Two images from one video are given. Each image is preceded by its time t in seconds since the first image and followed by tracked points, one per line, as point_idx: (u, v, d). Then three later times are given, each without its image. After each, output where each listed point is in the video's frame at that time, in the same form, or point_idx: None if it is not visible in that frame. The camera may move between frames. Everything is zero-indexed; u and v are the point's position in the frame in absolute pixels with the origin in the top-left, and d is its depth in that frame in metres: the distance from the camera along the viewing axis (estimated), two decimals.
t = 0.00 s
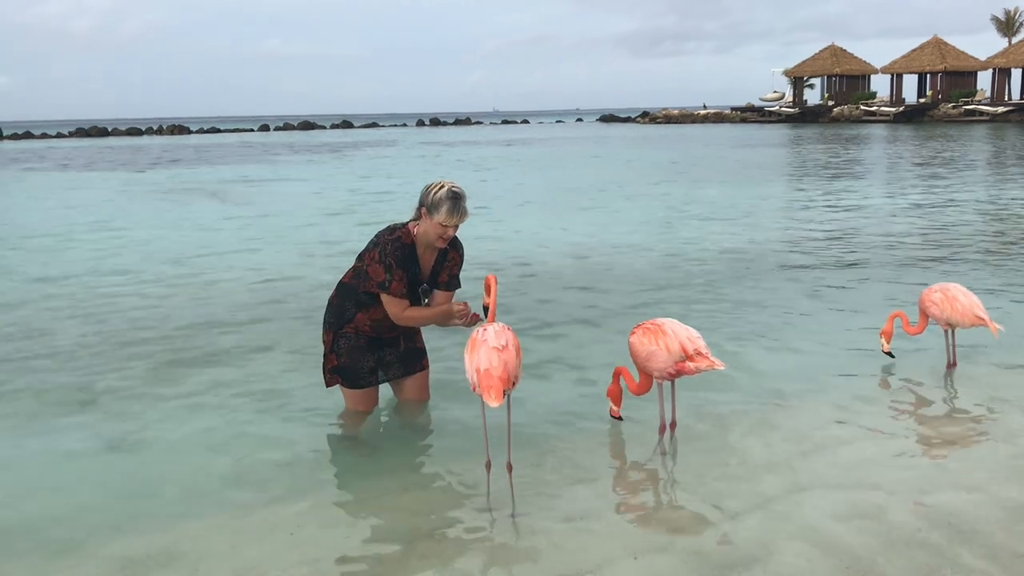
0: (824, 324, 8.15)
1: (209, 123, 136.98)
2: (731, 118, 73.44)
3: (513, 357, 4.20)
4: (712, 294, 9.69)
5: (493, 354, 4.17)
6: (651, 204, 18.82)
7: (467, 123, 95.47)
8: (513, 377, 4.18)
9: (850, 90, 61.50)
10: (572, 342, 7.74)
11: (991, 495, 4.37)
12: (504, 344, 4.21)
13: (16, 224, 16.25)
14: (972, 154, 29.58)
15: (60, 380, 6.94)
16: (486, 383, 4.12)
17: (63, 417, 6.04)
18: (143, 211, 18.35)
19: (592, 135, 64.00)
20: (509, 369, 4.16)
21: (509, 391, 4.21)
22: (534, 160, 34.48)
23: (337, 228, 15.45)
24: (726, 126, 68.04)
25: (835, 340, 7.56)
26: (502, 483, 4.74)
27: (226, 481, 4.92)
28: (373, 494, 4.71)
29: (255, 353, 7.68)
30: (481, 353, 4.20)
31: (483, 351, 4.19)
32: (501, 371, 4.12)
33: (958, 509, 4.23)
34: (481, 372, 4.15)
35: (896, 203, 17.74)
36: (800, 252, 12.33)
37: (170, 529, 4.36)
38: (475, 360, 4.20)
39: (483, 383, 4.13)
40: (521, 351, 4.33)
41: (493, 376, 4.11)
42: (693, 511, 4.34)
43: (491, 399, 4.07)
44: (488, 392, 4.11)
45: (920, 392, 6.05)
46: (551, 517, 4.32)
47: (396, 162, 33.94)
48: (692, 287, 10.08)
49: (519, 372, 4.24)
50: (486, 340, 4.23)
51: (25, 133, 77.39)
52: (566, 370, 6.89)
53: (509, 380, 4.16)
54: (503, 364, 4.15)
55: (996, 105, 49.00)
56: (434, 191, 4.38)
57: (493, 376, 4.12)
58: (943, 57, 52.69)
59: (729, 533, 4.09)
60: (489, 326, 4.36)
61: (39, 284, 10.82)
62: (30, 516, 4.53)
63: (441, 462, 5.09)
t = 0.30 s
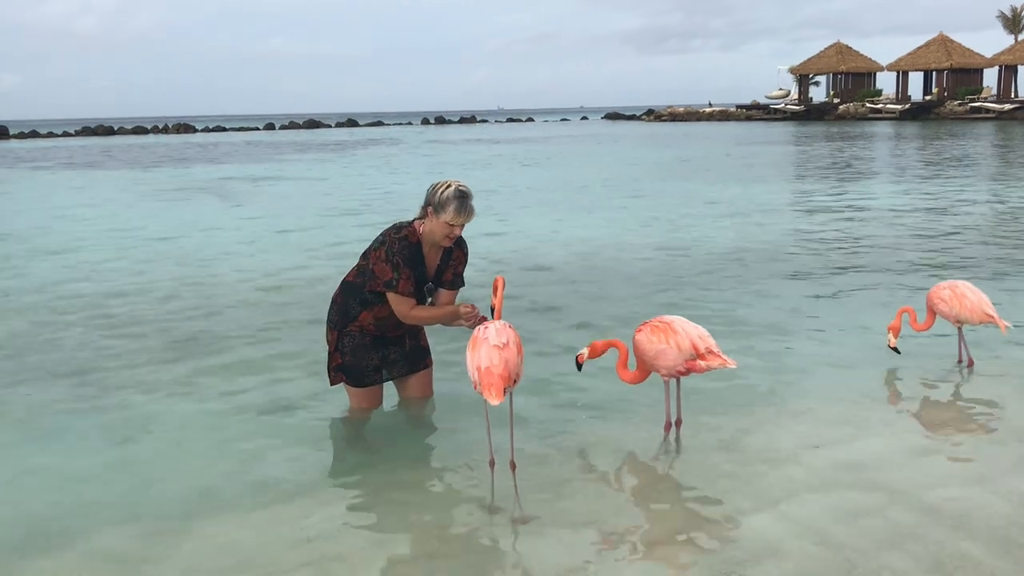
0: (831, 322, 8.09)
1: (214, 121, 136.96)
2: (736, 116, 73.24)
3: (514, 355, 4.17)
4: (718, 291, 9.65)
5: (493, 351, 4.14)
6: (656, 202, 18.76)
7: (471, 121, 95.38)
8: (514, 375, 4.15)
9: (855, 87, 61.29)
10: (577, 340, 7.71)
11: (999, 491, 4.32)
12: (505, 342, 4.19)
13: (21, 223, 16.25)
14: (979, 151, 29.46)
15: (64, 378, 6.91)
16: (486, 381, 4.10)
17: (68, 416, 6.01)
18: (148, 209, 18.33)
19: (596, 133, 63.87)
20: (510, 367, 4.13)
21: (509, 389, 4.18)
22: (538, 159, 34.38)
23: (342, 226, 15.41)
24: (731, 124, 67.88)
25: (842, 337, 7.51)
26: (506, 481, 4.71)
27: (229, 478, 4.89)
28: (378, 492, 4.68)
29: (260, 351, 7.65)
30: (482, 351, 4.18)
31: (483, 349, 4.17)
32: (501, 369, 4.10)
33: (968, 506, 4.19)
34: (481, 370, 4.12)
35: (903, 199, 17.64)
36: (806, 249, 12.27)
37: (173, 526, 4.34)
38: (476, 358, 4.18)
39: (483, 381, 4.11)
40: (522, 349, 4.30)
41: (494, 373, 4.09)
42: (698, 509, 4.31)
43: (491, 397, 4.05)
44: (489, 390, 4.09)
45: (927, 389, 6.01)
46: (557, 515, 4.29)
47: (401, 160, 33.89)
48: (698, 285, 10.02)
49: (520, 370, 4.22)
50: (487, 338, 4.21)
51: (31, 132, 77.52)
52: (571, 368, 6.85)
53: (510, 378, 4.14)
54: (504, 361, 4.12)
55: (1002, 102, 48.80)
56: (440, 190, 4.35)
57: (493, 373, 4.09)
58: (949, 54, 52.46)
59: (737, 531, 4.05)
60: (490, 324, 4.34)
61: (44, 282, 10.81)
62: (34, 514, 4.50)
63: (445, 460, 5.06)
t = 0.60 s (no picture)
0: (836, 320, 8.08)
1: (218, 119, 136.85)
2: (740, 114, 73.12)
3: (514, 354, 4.17)
4: (723, 289, 9.64)
5: (494, 350, 4.14)
6: (660, 199, 18.74)
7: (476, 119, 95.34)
8: (514, 373, 4.14)
9: (860, 84, 61.15)
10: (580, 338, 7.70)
11: (1003, 490, 4.31)
12: (506, 341, 4.19)
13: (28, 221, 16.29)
14: (984, 149, 29.41)
15: (70, 376, 6.92)
16: (485, 379, 4.09)
17: (73, 413, 6.02)
18: (154, 207, 18.36)
19: (601, 130, 63.85)
20: (509, 365, 4.12)
21: (509, 386, 4.18)
22: (542, 157, 34.37)
23: (347, 224, 15.43)
24: (735, 122, 67.81)
25: (847, 335, 7.50)
26: (510, 479, 4.71)
27: (233, 476, 4.89)
28: (382, 490, 4.68)
29: (265, 349, 7.64)
30: (483, 350, 4.17)
31: (484, 347, 4.16)
32: (501, 367, 4.09)
33: (973, 505, 4.18)
34: (480, 368, 4.12)
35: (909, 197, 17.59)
36: (810, 247, 12.25)
37: (177, 524, 4.34)
38: (476, 357, 4.17)
39: (482, 378, 4.10)
40: (523, 349, 4.29)
41: (492, 372, 4.08)
42: (703, 508, 4.30)
43: (488, 395, 4.04)
44: (487, 387, 4.07)
45: (932, 388, 6.00)
46: (561, 513, 4.28)
47: (406, 158, 33.91)
48: (702, 283, 10.00)
49: (520, 369, 4.21)
50: (488, 336, 4.21)
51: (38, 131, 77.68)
52: (575, 366, 6.85)
53: (509, 377, 4.12)
54: (504, 360, 4.11)
55: (1007, 100, 48.69)
56: (446, 188, 4.35)
57: (492, 372, 4.08)
58: (954, 51, 52.35)
59: (740, 529, 4.05)
60: (493, 323, 4.34)
61: (49, 280, 10.82)
62: (39, 511, 4.50)
63: (448, 458, 5.06)
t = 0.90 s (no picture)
0: (839, 319, 8.09)
1: (223, 118, 137.06)
2: (743, 113, 73.07)
3: (526, 351, 4.19)
4: (726, 288, 9.64)
5: (506, 347, 4.16)
6: (663, 198, 18.75)
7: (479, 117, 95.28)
8: (526, 370, 4.16)
9: (864, 82, 61.07)
10: (583, 337, 7.71)
11: (1005, 489, 4.33)
12: (517, 338, 4.21)
13: (33, 220, 16.31)
14: (989, 148, 29.38)
15: (76, 374, 6.93)
16: (500, 375, 4.10)
17: (78, 412, 6.04)
18: (158, 206, 18.37)
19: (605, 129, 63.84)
20: (522, 361, 4.15)
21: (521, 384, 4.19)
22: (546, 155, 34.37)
23: (351, 223, 15.45)
24: (740, 120, 67.72)
25: (849, 334, 7.52)
26: (513, 478, 4.73)
27: (238, 474, 4.92)
28: (387, 487, 4.71)
29: (269, 347, 7.66)
30: (494, 347, 4.19)
31: (496, 344, 4.18)
32: (514, 363, 4.11)
33: (976, 504, 4.19)
34: (494, 364, 4.13)
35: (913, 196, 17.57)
36: (813, 245, 12.26)
37: (182, 521, 4.37)
38: (487, 354, 4.19)
39: (496, 375, 4.10)
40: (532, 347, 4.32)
41: (506, 368, 4.10)
42: (706, 506, 4.32)
43: (505, 390, 4.04)
44: (502, 383, 4.08)
45: (934, 386, 6.02)
46: (565, 512, 4.30)
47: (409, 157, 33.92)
48: (705, 281, 10.02)
49: (531, 366, 4.23)
50: (499, 334, 4.22)
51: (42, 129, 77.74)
52: (578, 364, 6.87)
53: (522, 372, 4.15)
54: (517, 356, 4.14)
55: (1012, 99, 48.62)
56: (449, 187, 4.36)
57: (506, 368, 4.10)
58: (958, 49, 52.27)
59: (744, 528, 4.06)
60: (500, 321, 4.36)
61: (53, 279, 10.85)
62: (46, 510, 4.52)
63: (453, 455, 5.09)
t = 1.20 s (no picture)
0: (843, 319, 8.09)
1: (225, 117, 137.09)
2: (746, 113, 73.04)
3: (533, 349, 4.22)
4: (729, 288, 9.65)
5: (514, 346, 4.18)
6: (666, 198, 18.76)
7: (481, 117, 95.28)
8: (534, 368, 4.19)
9: (867, 82, 61.01)
10: (586, 336, 7.75)
11: (1008, 488, 4.35)
12: (524, 336, 4.23)
13: (37, 219, 16.35)
14: (993, 148, 29.34)
15: (80, 373, 6.96)
16: (510, 375, 4.11)
17: (84, 410, 6.06)
18: (162, 205, 18.40)
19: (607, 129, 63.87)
20: (531, 359, 4.17)
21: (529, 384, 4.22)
22: (549, 155, 34.37)
23: (354, 223, 15.47)
24: (742, 121, 67.68)
25: (852, 333, 7.54)
26: (518, 476, 4.76)
27: (243, 471, 4.95)
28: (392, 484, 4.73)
29: (273, 346, 7.68)
30: (502, 346, 4.20)
31: (504, 343, 4.20)
32: (524, 362, 4.13)
33: (979, 504, 4.20)
34: (504, 364, 4.14)
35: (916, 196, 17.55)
36: (816, 245, 12.27)
37: (189, 519, 4.39)
38: (495, 354, 4.20)
39: (507, 374, 4.12)
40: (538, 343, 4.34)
41: (516, 367, 4.11)
42: (709, 504, 4.34)
43: (517, 389, 4.06)
44: (513, 382, 4.10)
45: (935, 385, 6.04)
46: (569, 511, 4.31)
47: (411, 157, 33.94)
48: (707, 281, 10.04)
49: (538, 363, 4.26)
50: (506, 333, 4.24)
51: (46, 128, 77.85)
52: (580, 363, 6.89)
53: (531, 371, 4.17)
54: (525, 355, 4.16)
55: (1015, 99, 48.57)
56: (453, 189, 4.38)
57: (516, 367, 4.12)
58: (962, 50, 52.23)
59: (747, 527, 4.08)
60: (505, 319, 4.38)
61: (56, 278, 10.88)
62: (53, 508, 4.54)
63: (458, 454, 5.10)
